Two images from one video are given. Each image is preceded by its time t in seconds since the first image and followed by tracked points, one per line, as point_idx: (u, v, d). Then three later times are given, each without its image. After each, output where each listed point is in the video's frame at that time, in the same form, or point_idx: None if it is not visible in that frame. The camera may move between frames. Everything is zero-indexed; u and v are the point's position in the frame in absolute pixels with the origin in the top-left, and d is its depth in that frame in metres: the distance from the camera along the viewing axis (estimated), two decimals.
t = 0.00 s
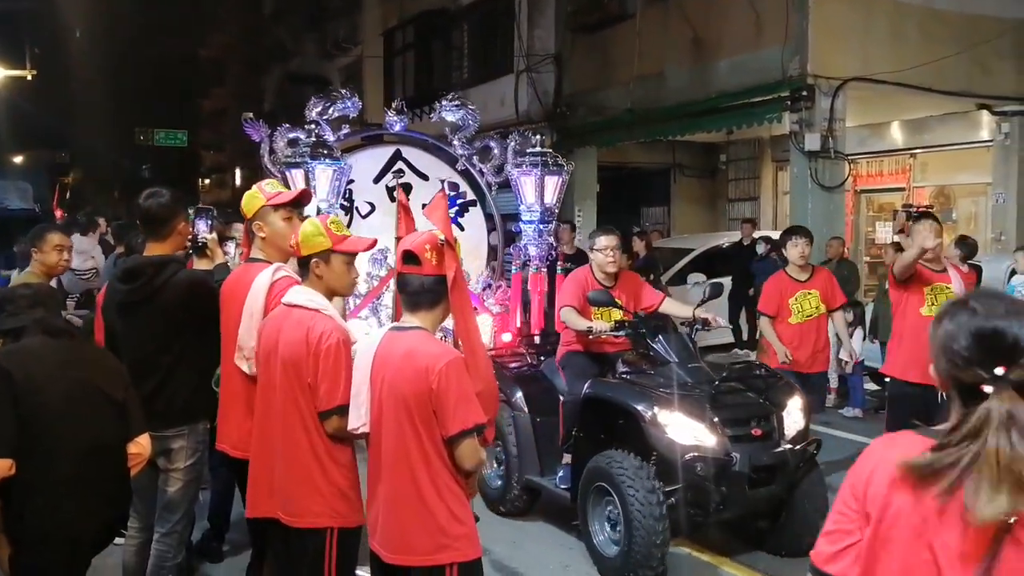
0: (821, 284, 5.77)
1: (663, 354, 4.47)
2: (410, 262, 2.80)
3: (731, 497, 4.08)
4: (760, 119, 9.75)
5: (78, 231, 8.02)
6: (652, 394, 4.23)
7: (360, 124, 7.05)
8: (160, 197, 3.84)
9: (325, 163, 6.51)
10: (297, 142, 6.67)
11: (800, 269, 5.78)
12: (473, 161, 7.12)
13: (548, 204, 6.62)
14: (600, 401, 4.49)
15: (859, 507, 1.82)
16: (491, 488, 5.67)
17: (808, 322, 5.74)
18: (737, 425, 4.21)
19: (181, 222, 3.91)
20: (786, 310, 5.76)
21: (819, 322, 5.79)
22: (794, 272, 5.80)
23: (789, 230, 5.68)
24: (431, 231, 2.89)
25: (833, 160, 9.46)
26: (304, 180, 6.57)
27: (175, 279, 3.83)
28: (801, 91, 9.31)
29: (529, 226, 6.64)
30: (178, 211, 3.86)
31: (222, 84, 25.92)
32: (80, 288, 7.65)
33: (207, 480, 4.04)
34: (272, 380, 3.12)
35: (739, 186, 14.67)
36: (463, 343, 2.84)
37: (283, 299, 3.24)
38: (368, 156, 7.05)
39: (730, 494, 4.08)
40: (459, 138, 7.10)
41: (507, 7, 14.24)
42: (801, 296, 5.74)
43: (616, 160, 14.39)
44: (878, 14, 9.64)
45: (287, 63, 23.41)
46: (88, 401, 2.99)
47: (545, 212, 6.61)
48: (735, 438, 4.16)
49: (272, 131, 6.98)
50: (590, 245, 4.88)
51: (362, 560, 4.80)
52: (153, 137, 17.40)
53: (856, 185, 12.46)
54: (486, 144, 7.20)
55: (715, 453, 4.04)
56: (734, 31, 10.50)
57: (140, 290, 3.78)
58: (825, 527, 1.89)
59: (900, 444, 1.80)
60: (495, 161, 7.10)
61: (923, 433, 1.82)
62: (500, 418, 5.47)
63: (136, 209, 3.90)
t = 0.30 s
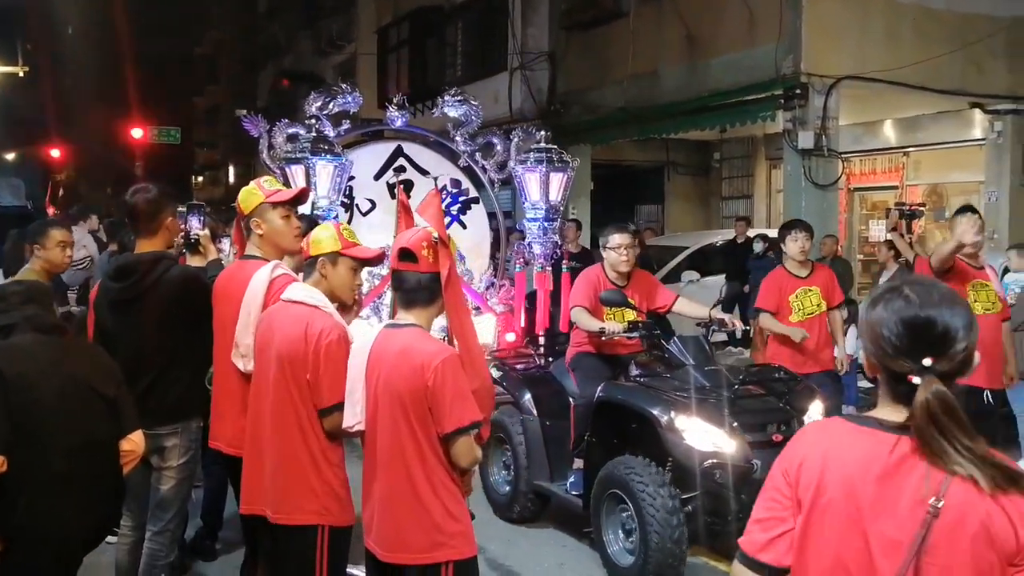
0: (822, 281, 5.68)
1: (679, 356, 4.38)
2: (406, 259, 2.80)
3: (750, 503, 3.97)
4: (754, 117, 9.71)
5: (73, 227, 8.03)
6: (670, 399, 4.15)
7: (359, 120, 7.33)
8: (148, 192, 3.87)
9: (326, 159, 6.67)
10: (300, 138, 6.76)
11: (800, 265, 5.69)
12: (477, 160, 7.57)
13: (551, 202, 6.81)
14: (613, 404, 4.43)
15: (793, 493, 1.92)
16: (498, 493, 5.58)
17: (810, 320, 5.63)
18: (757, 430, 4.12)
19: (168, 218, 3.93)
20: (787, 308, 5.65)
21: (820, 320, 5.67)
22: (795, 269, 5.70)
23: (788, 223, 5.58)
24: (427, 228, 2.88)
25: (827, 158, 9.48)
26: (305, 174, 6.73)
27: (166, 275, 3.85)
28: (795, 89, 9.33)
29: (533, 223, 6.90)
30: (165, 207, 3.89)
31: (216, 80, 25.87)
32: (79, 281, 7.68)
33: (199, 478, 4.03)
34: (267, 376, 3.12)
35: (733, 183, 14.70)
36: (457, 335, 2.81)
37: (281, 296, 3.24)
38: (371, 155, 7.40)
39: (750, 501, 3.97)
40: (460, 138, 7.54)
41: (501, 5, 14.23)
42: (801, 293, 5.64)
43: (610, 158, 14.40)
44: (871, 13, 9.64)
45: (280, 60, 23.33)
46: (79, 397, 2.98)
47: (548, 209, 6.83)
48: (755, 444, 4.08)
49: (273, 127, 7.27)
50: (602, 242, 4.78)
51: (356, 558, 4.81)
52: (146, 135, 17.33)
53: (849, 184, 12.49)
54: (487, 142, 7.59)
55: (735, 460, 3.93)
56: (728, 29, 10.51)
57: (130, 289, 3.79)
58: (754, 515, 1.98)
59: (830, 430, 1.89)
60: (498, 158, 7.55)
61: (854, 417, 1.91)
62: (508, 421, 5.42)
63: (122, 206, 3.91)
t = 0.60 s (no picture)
0: (831, 292, 5.49)
1: (690, 365, 4.34)
2: (399, 262, 2.79)
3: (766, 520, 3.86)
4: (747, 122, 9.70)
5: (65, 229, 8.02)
6: (681, 411, 4.08)
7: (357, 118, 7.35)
8: (135, 194, 3.84)
9: (325, 160, 6.68)
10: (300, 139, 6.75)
11: (809, 275, 5.49)
12: (478, 160, 7.58)
13: (555, 206, 6.88)
14: (624, 415, 4.37)
15: (785, 514, 1.94)
16: (502, 505, 5.50)
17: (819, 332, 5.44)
18: (770, 444, 3.99)
19: (159, 219, 3.90)
20: (794, 320, 5.46)
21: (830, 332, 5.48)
22: (804, 278, 5.50)
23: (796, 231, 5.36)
24: (420, 232, 2.87)
25: (819, 164, 9.50)
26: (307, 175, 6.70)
27: (159, 276, 3.84)
28: (787, 95, 9.37)
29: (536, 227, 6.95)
30: (155, 208, 3.87)
31: (208, 82, 25.81)
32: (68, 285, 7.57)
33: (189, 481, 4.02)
34: (258, 380, 3.12)
35: (725, 189, 14.74)
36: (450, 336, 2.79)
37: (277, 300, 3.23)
38: (368, 155, 7.52)
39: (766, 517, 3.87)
40: (462, 139, 7.57)
41: (494, 8, 14.21)
42: (809, 304, 5.46)
43: (603, 162, 14.42)
44: (863, 19, 9.67)
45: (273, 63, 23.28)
46: (69, 400, 2.95)
47: (552, 213, 6.90)
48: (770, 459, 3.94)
49: (271, 127, 7.23)
50: (611, 249, 4.74)
51: (348, 561, 4.79)
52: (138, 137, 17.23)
53: (841, 190, 12.52)
54: (490, 143, 7.61)
55: (748, 474, 3.82)
56: (722, 36, 10.53)
57: (123, 291, 3.77)
58: (752, 537, 2.00)
59: (819, 444, 1.92)
60: (498, 160, 7.54)
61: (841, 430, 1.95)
62: (512, 431, 5.38)
63: (112, 207, 3.88)
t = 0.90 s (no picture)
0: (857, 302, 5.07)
1: (705, 379, 4.10)
2: (390, 270, 2.79)
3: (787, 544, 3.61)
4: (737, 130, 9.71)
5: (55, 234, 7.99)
6: (697, 426, 3.85)
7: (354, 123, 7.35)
8: (121, 200, 3.83)
9: (323, 165, 6.70)
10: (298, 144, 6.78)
11: (835, 283, 5.07)
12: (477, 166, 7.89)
13: (559, 213, 7.09)
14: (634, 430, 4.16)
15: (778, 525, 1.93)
16: (507, 521, 5.34)
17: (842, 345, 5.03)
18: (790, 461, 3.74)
19: (146, 223, 3.90)
20: (817, 330, 5.02)
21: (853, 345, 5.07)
22: (830, 286, 5.08)
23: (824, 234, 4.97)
24: (410, 238, 2.87)
25: (808, 172, 9.54)
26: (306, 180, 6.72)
27: (149, 281, 3.83)
28: (777, 104, 9.40)
29: (538, 234, 7.14)
30: (142, 212, 3.86)
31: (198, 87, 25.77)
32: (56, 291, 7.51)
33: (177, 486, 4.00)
34: (250, 385, 3.12)
35: (715, 197, 14.78)
36: (439, 342, 2.78)
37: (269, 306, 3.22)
38: (366, 160, 7.67)
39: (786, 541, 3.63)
40: (463, 142, 7.85)
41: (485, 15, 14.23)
42: (836, 314, 5.02)
43: (593, 169, 14.44)
44: (853, 29, 9.72)
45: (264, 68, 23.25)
46: (55, 408, 2.91)
47: (555, 219, 7.08)
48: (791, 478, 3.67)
49: (267, 131, 7.18)
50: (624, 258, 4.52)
51: (338, 569, 4.77)
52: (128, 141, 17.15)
53: (830, 198, 12.56)
54: (491, 148, 7.86)
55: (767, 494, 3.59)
56: (713, 45, 10.57)
57: (113, 296, 3.75)
58: (749, 549, 1.99)
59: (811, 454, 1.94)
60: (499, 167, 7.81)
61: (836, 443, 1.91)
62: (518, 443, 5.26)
63: (99, 213, 3.87)
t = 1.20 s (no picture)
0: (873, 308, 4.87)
1: (717, 386, 3.88)
2: (371, 274, 2.78)
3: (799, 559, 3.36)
4: (721, 131, 9.70)
5: (36, 236, 7.91)
6: (710, 439, 3.68)
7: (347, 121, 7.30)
8: (106, 204, 3.84)
9: (316, 166, 6.70)
10: (288, 145, 6.75)
11: (851, 288, 4.87)
12: (472, 166, 7.90)
13: (557, 214, 7.12)
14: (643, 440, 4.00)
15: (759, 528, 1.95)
16: (508, 532, 5.25)
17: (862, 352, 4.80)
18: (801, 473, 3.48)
19: (130, 228, 3.91)
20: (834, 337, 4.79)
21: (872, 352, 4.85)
22: (846, 292, 4.88)
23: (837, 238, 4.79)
24: (391, 243, 2.86)
25: (793, 173, 9.57)
26: (298, 184, 6.71)
27: (129, 283, 3.82)
28: (761, 105, 9.41)
29: (535, 235, 7.19)
30: (127, 217, 3.87)
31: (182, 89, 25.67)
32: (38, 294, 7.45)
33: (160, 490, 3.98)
34: (237, 390, 3.12)
35: (700, 198, 14.81)
36: (421, 347, 2.77)
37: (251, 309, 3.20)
38: (359, 160, 7.57)
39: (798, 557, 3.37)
40: (456, 142, 7.83)
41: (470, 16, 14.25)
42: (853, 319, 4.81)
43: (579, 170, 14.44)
44: (835, 30, 9.76)
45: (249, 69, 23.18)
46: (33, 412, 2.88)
47: (553, 220, 7.11)
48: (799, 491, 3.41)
49: (256, 131, 7.02)
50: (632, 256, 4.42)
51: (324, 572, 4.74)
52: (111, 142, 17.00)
53: (814, 198, 12.58)
54: (486, 148, 7.89)
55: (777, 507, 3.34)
56: (697, 46, 10.60)
57: (94, 297, 3.74)
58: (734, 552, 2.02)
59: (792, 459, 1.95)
60: (495, 168, 7.86)
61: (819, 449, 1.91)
62: (520, 452, 5.21)
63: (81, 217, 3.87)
